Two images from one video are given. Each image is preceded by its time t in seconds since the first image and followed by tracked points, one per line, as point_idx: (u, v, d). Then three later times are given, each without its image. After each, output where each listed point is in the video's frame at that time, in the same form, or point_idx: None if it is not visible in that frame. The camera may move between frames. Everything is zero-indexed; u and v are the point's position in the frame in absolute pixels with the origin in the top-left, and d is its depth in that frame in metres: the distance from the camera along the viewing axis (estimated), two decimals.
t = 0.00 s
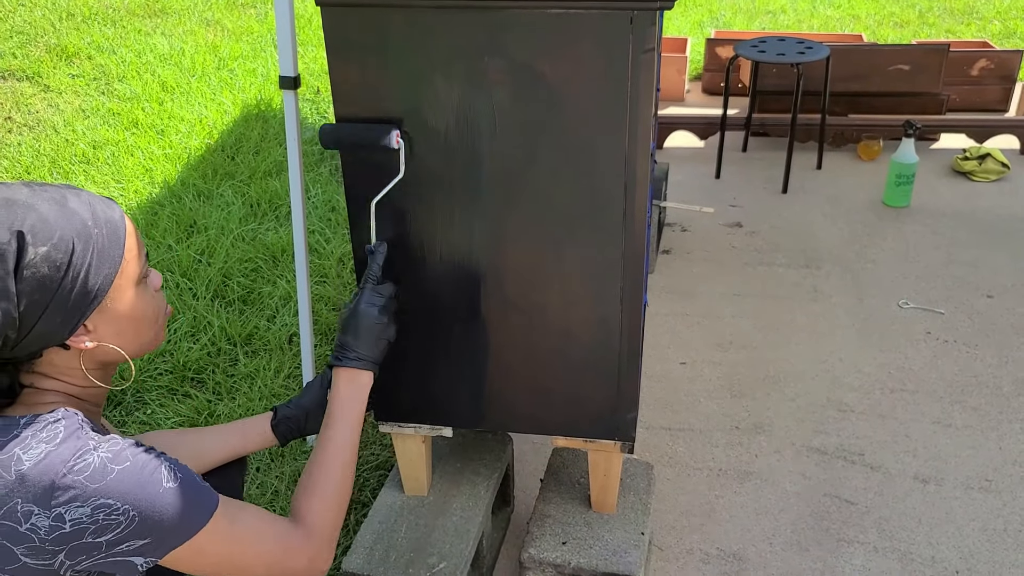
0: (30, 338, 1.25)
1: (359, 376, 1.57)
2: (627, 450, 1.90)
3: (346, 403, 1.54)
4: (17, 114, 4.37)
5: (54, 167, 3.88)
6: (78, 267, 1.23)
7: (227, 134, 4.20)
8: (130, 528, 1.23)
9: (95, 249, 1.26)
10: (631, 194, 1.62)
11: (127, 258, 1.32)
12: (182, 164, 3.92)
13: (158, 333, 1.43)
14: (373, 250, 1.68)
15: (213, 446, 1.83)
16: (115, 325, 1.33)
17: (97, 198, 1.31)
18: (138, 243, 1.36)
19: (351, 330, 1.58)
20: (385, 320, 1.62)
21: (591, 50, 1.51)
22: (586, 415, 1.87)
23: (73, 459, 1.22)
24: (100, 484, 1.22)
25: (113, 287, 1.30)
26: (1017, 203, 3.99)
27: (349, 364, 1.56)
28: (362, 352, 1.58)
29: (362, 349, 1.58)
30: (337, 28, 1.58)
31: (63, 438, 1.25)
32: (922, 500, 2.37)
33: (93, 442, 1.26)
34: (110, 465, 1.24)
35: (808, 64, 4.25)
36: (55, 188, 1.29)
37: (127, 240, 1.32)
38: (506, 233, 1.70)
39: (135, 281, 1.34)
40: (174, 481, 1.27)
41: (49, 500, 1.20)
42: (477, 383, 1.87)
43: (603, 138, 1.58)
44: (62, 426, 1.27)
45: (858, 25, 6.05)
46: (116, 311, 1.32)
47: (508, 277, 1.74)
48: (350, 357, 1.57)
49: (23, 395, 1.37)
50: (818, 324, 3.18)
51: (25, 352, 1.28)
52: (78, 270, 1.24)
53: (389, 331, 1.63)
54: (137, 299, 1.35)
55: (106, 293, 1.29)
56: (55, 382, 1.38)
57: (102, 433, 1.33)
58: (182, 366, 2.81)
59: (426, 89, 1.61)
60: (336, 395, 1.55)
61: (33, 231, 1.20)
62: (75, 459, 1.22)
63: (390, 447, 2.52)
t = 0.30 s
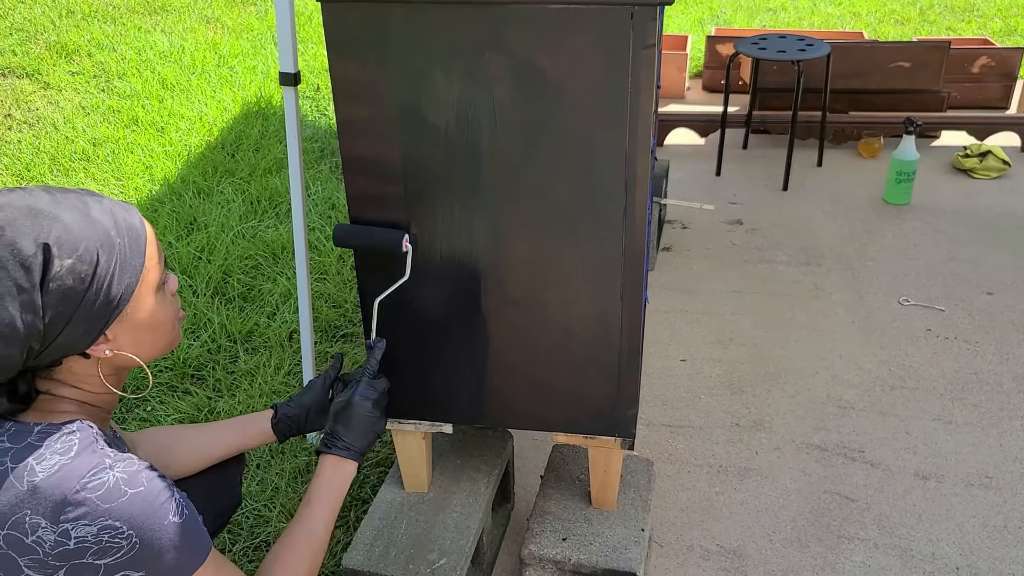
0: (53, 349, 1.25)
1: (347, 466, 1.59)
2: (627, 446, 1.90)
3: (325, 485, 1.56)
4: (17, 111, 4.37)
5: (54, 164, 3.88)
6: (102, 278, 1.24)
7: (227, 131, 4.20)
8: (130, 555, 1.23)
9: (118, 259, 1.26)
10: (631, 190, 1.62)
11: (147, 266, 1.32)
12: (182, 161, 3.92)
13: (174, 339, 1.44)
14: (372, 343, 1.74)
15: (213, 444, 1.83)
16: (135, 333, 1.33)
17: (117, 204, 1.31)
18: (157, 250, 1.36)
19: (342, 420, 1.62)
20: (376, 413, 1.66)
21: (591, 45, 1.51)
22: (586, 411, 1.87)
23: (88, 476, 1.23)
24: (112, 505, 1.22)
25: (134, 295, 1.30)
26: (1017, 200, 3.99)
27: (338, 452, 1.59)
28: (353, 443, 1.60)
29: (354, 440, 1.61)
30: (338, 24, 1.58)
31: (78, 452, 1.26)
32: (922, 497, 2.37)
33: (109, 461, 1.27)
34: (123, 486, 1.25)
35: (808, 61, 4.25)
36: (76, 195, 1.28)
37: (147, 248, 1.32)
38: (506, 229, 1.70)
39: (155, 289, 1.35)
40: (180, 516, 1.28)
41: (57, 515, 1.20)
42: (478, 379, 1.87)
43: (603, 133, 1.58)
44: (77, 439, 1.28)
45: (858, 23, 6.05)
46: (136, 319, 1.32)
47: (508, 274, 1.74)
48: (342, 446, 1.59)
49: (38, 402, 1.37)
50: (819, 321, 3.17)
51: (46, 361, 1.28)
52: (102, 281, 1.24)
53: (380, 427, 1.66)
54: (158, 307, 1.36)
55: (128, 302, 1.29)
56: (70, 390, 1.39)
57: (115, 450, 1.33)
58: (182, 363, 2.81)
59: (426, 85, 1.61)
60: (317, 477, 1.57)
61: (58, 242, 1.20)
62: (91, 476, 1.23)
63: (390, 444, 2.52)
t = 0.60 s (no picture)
0: (57, 351, 1.27)
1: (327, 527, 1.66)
2: (626, 443, 1.91)
3: (305, 541, 1.63)
4: (19, 110, 4.38)
5: (56, 162, 3.89)
6: (101, 280, 1.25)
7: (228, 130, 4.21)
8: (128, 561, 1.25)
9: (118, 260, 1.26)
10: (630, 189, 1.63)
11: (147, 266, 1.33)
12: (183, 160, 3.93)
13: (176, 337, 1.45)
14: (364, 413, 1.83)
15: (215, 441, 1.84)
16: (137, 333, 1.34)
17: (115, 203, 1.31)
18: (157, 249, 1.36)
19: (326, 481, 1.69)
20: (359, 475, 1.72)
21: (591, 45, 1.52)
22: (586, 409, 1.88)
23: (92, 480, 1.24)
24: (113, 509, 1.24)
25: (135, 295, 1.31)
26: (1016, 199, 4.00)
27: (320, 513, 1.66)
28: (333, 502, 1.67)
29: (334, 500, 1.67)
30: (339, 23, 1.59)
31: (83, 454, 1.27)
32: (919, 494, 2.38)
33: (114, 464, 1.28)
34: (127, 492, 1.26)
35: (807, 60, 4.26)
36: (75, 195, 1.28)
37: (147, 247, 1.33)
38: (505, 226, 1.71)
39: (156, 288, 1.35)
40: (176, 528, 1.30)
41: (59, 517, 1.21)
42: (478, 376, 1.89)
43: (603, 133, 1.59)
44: (82, 439, 1.29)
45: (857, 22, 6.06)
46: (139, 318, 1.33)
47: (508, 271, 1.75)
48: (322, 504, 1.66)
49: (42, 402, 1.37)
50: (818, 319, 3.19)
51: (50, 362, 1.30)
52: (102, 283, 1.25)
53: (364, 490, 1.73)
54: (160, 305, 1.37)
55: (129, 302, 1.30)
56: (74, 390, 1.39)
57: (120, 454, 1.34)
58: (183, 360, 2.82)
59: (426, 84, 1.62)
60: (299, 533, 1.64)
61: (56, 247, 1.21)
62: (95, 480, 1.24)
63: (391, 441, 2.54)
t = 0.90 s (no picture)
0: (36, 342, 1.25)
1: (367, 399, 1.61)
2: (625, 440, 1.91)
3: (347, 423, 1.57)
4: (19, 107, 4.38)
5: (56, 160, 3.90)
6: (79, 268, 1.23)
7: (228, 127, 4.21)
8: (133, 532, 1.23)
9: (94, 248, 1.24)
10: (629, 187, 1.63)
11: (127, 253, 1.31)
12: (183, 157, 3.93)
13: (160, 327, 1.42)
14: (380, 278, 1.72)
15: (214, 437, 1.84)
16: (119, 322, 1.32)
17: (92, 193, 1.29)
18: (137, 237, 1.34)
19: (359, 355, 1.64)
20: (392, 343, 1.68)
21: (591, 42, 1.52)
22: (586, 406, 1.89)
23: (81, 461, 1.22)
24: (107, 487, 1.21)
25: (116, 284, 1.29)
26: (1016, 196, 4.00)
27: (357, 388, 1.61)
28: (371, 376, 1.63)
29: (372, 373, 1.63)
30: (338, 21, 1.59)
31: (70, 437, 1.24)
32: (918, 491, 2.39)
33: (102, 444, 1.25)
34: (118, 468, 1.23)
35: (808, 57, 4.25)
36: (49, 187, 1.27)
37: (126, 235, 1.30)
38: (505, 224, 1.71)
39: (138, 276, 1.33)
40: (178, 489, 1.26)
41: (54, 500, 1.19)
42: (478, 372, 1.89)
43: (603, 130, 1.59)
44: (68, 424, 1.26)
45: (858, 19, 6.05)
46: (121, 308, 1.31)
47: (508, 269, 1.75)
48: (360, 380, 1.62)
49: (27, 392, 1.35)
50: (818, 316, 3.19)
51: (31, 354, 1.28)
52: (79, 271, 1.23)
53: (397, 357, 1.69)
54: (142, 294, 1.34)
55: (109, 291, 1.28)
56: (59, 380, 1.37)
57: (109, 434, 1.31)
58: (183, 358, 2.82)
59: (424, 82, 1.62)
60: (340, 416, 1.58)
61: (31, 235, 1.19)
62: (84, 460, 1.22)
63: (390, 438, 2.54)
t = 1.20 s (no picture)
0: (25, 332, 1.24)
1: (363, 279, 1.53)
2: (626, 439, 1.91)
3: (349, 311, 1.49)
4: (19, 105, 4.37)
5: (56, 158, 3.89)
6: (68, 259, 1.22)
7: (228, 125, 4.21)
8: (135, 497, 1.23)
9: (83, 239, 1.24)
10: (629, 183, 1.62)
11: (116, 244, 1.30)
12: (183, 156, 3.93)
13: (152, 318, 1.41)
14: (366, 150, 1.62)
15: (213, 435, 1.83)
16: (110, 313, 1.31)
17: (80, 184, 1.29)
18: (126, 227, 1.34)
19: (347, 234, 1.54)
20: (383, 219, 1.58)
21: (590, 40, 1.51)
22: (585, 405, 1.88)
23: (67, 439, 1.21)
24: (97, 459, 1.21)
25: (105, 275, 1.28)
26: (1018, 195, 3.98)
27: (350, 270, 1.52)
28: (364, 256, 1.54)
29: (363, 252, 1.54)
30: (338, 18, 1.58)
31: (58, 420, 1.23)
32: (920, 490, 2.38)
33: (86, 422, 1.24)
34: (104, 440, 1.22)
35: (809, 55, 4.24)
36: (37, 178, 1.26)
37: (114, 226, 1.30)
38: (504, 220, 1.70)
39: (127, 267, 1.33)
40: (168, 443, 1.25)
41: (49, 481, 1.19)
42: (477, 369, 1.88)
43: (602, 127, 1.58)
44: (55, 408, 1.25)
45: (860, 16, 6.03)
46: (110, 300, 1.30)
47: (508, 265, 1.75)
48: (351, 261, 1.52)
49: (18, 382, 1.34)
50: (819, 315, 3.18)
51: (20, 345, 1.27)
52: (68, 261, 1.22)
53: (387, 233, 1.59)
54: (132, 285, 1.33)
55: (99, 282, 1.27)
56: (51, 370, 1.36)
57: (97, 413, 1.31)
58: (183, 356, 2.82)
59: (424, 79, 1.62)
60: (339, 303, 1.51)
61: (19, 225, 1.18)
62: (70, 439, 1.21)
63: (390, 437, 2.54)
